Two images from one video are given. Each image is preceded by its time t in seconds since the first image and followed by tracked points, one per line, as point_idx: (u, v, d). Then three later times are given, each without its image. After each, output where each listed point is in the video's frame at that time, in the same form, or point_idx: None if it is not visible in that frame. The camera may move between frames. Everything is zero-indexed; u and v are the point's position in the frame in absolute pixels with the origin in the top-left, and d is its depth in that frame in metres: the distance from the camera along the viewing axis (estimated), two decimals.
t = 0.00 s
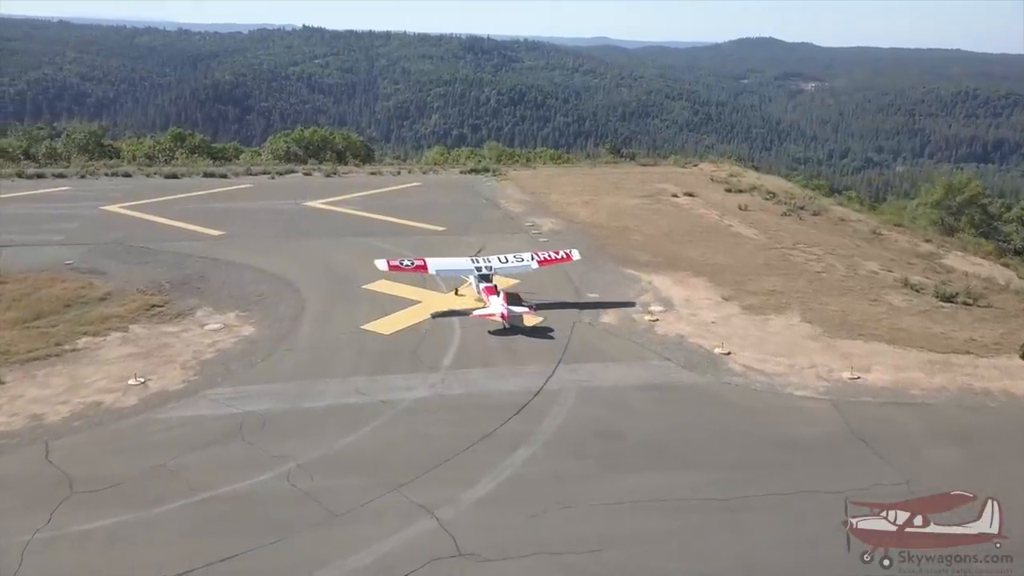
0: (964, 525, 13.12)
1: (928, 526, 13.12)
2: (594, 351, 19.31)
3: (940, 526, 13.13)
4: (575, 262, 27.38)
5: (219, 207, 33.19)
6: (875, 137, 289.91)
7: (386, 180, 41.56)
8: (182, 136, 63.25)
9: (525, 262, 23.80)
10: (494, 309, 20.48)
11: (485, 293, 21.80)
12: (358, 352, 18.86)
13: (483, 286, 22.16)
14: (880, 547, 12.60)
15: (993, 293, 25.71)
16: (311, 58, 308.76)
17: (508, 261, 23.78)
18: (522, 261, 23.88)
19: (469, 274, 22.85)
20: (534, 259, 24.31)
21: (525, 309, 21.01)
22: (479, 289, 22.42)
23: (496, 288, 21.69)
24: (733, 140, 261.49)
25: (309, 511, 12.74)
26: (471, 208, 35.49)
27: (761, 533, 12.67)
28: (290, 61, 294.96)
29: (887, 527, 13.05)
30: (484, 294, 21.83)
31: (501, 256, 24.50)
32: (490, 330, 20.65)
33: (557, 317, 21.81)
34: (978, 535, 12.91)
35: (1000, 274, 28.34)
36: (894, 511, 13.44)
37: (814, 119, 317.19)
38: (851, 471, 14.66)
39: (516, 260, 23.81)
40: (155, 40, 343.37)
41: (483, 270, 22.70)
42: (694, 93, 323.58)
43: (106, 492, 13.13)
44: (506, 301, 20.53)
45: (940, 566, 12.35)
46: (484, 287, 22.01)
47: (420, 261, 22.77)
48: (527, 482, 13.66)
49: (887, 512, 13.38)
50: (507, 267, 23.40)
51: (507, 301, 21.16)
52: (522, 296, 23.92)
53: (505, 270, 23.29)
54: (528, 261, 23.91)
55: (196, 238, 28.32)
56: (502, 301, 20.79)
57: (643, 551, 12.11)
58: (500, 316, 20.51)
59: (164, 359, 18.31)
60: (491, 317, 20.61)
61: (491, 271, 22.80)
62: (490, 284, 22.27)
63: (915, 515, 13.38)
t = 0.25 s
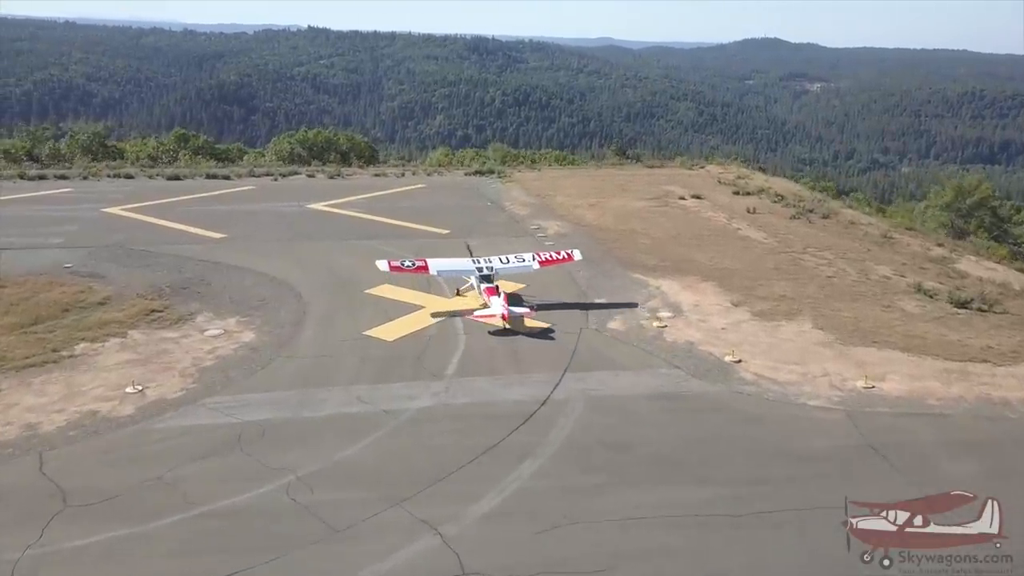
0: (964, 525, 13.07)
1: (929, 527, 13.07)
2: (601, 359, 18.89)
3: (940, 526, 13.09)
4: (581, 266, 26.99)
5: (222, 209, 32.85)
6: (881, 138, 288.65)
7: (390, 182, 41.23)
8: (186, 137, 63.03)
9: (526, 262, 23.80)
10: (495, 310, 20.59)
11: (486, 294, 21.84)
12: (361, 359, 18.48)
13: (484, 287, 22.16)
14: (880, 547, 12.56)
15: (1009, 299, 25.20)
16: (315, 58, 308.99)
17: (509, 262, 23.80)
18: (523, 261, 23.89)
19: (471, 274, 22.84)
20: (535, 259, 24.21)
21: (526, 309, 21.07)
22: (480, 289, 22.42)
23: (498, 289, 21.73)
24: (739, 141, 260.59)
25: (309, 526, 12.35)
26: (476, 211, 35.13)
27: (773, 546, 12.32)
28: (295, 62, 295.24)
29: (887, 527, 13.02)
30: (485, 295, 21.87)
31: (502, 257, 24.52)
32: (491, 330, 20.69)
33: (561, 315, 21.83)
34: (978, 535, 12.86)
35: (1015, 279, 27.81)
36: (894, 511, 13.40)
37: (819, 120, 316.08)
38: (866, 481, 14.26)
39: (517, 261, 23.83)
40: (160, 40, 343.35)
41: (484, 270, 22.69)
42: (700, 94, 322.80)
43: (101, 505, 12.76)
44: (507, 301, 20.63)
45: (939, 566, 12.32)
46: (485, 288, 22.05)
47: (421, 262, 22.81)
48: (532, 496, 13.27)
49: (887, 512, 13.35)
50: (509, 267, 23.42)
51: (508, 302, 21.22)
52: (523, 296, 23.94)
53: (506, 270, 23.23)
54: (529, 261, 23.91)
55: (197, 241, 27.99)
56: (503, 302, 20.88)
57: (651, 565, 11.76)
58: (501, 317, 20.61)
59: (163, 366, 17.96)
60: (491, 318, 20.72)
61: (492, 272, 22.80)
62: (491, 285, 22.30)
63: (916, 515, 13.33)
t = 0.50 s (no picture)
0: (964, 525, 13.04)
1: (929, 526, 13.05)
2: (608, 366, 18.53)
3: (940, 526, 13.06)
4: (586, 270, 26.65)
5: (224, 211, 32.56)
6: (886, 138, 287.63)
7: (393, 183, 40.92)
8: (188, 137, 62.84)
9: (527, 262, 23.71)
10: (495, 310, 20.48)
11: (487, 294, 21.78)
12: (363, 365, 18.12)
13: (484, 287, 22.11)
14: (880, 547, 12.54)
15: (1022, 305, 24.77)
16: (319, 58, 309.19)
17: (511, 262, 23.73)
18: (524, 261, 23.80)
19: (471, 275, 22.81)
20: (537, 259, 24.11)
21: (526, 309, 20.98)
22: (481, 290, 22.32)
23: (498, 288, 21.66)
24: (744, 142, 259.86)
25: (308, 540, 12.01)
26: (480, 212, 34.80)
27: (781, 556, 12.06)
28: (299, 62, 295.47)
29: (887, 527, 13.00)
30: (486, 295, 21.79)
31: (504, 257, 24.46)
32: (491, 330, 20.60)
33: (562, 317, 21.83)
34: (978, 535, 12.82)
35: None
36: (894, 511, 13.38)
37: (824, 120, 315.18)
38: (875, 488, 14.00)
39: (519, 261, 23.76)
40: (164, 41, 343.76)
41: (484, 271, 22.67)
42: (704, 94, 322.19)
43: (95, 518, 12.42)
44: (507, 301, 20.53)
45: (939, 566, 12.29)
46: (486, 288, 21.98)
47: (422, 262, 22.79)
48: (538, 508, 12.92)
49: (887, 512, 13.33)
50: (510, 267, 23.35)
51: (509, 302, 21.14)
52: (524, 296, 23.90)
53: (507, 270, 23.13)
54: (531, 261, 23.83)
55: (198, 243, 27.69)
56: (503, 302, 20.78)
57: None
58: (501, 317, 20.49)
59: (161, 372, 17.63)
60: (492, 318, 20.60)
61: (493, 272, 22.75)
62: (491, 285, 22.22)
63: (916, 515, 13.31)
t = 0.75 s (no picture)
0: (964, 525, 12.97)
1: (929, 527, 12.97)
2: (615, 374, 18.12)
3: (940, 526, 12.99)
4: (591, 274, 26.27)
5: (225, 213, 32.21)
6: (891, 138, 286.59)
7: (397, 185, 40.56)
8: (191, 138, 62.65)
9: (528, 263, 23.47)
10: (495, 310, 20.48)
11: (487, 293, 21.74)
12: (364, 372, 17.72)
13: (484, 287, 22.04)
14: (880, 547, 12.46)
15: None
16: (323, 58, 309.47)
17: (512, 263, 23.51)
18: (526, 262, 23.56)
19: (472, 275, 22.62)
20: (538, 260, 23.87)
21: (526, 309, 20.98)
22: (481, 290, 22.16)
23: (499, 289, 21.54)
24: (748, 142, 259.10)
25: (307, 557, 11.61)
26: (484, 215, 34.42)
27: (795, 573, 11.67)
28: (303, 62, 295.78)
29: (887, 527, 12.93)
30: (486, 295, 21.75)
31: (506, 258, 24.25)
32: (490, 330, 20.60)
33: (563, 319, 21.72)
34: (979, 536, 12.73)
35: None
36: (894, 511, 13.32)
37: (829, 120, 314.21)
38: (891, 503, 13.57)
39: (520, 261, 23.52)
40: (169, 41, 344.27)
41: (484, 271, 22.47)
42: (708, 94, 321.48)
43: (87, 534, 12.04)
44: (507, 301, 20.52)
45: (940, 566, 12.19)
46: (486, 287, 21.94)
47: (422, 262, 22.64)
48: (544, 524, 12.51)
49: (887, 512, 13.27)
50: (510, 268, 23.11)
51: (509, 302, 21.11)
52: (525, 297, 23.71)
53: (507, 270, 22.92)
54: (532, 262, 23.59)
55: (199, 246, 27.34)
56: (503, 303, 20.75)
57: None
58: (500, 317, 20.49)
59: (158, 380, 17.25)
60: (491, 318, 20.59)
61: (494, 272, 22.54)
62: (492, 285, 22.09)
63: (916, 515, 13.25)
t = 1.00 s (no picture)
0: (964, 525, 12.93)
1: (929, 526, 12.94)
2: (622, 381, 17.73)
3: (940, 526, 12.95)
4: (596, 277, 25.91)
5: (227, 214, 31.89)
6: (896, 138, 285.57)
7: (399, 186, 40.23)
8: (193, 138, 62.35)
9: (528, 263, 23.66)
10: (495, 311, 20.41)
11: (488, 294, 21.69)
12: (365, 379, 17.36)
13: (485, 288, 22.02)
14: (880, 547, 12.44)
15: None
16: (326, 58, 309.31)
17: (512, 263, 23.67)
18: (526, 262, 23.75)
19: (472, 275, 22.77)
20: (538, 260, 24.06)
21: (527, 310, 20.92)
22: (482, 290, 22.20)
23: (499, 289, 21.60)
24: (752, 142, 258.50)
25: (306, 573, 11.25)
26: (487, 216, 34.08)
27: None
28: (306, 62, 295.69)
29: (887, 527, 12.91)
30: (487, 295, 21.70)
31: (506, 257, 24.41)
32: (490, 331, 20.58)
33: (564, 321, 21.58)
34: (979, 536, 12.70)
35: None
36: (894, 511, 13.30)
37: (833, 121, 313.22)
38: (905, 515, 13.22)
39: (520, 261, 23.68)
40: (173, 41, 344.36)
41: (485, 271, 22.60)
42: (712, 94, 320.68)
43: (79, 549, 11.68)
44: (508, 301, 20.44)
45: (940, 566, 12.16)
46: (488, 288, 21.88)
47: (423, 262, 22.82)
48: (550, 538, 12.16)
49: (887, 512, 13.24)
50: (511, 267, 23.27)
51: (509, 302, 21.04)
52: (525, 297, 23.86)
53: (508, 270, 23.08)
54: (532, 262, 23.78)
55: (199, 249, 27.03)
56: (503, 304, 20.66)
57: None
58: (501, 318, 20.42)
59: (156, 386, 16.92)
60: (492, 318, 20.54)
61: (494, 272, 22.70)
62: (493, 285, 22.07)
63: (916, 515, 13.22)
